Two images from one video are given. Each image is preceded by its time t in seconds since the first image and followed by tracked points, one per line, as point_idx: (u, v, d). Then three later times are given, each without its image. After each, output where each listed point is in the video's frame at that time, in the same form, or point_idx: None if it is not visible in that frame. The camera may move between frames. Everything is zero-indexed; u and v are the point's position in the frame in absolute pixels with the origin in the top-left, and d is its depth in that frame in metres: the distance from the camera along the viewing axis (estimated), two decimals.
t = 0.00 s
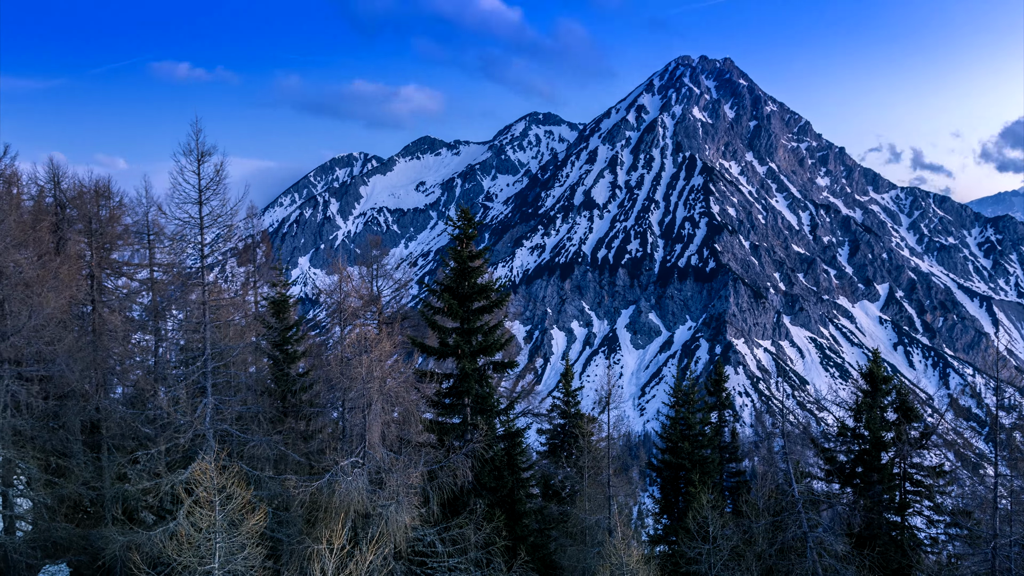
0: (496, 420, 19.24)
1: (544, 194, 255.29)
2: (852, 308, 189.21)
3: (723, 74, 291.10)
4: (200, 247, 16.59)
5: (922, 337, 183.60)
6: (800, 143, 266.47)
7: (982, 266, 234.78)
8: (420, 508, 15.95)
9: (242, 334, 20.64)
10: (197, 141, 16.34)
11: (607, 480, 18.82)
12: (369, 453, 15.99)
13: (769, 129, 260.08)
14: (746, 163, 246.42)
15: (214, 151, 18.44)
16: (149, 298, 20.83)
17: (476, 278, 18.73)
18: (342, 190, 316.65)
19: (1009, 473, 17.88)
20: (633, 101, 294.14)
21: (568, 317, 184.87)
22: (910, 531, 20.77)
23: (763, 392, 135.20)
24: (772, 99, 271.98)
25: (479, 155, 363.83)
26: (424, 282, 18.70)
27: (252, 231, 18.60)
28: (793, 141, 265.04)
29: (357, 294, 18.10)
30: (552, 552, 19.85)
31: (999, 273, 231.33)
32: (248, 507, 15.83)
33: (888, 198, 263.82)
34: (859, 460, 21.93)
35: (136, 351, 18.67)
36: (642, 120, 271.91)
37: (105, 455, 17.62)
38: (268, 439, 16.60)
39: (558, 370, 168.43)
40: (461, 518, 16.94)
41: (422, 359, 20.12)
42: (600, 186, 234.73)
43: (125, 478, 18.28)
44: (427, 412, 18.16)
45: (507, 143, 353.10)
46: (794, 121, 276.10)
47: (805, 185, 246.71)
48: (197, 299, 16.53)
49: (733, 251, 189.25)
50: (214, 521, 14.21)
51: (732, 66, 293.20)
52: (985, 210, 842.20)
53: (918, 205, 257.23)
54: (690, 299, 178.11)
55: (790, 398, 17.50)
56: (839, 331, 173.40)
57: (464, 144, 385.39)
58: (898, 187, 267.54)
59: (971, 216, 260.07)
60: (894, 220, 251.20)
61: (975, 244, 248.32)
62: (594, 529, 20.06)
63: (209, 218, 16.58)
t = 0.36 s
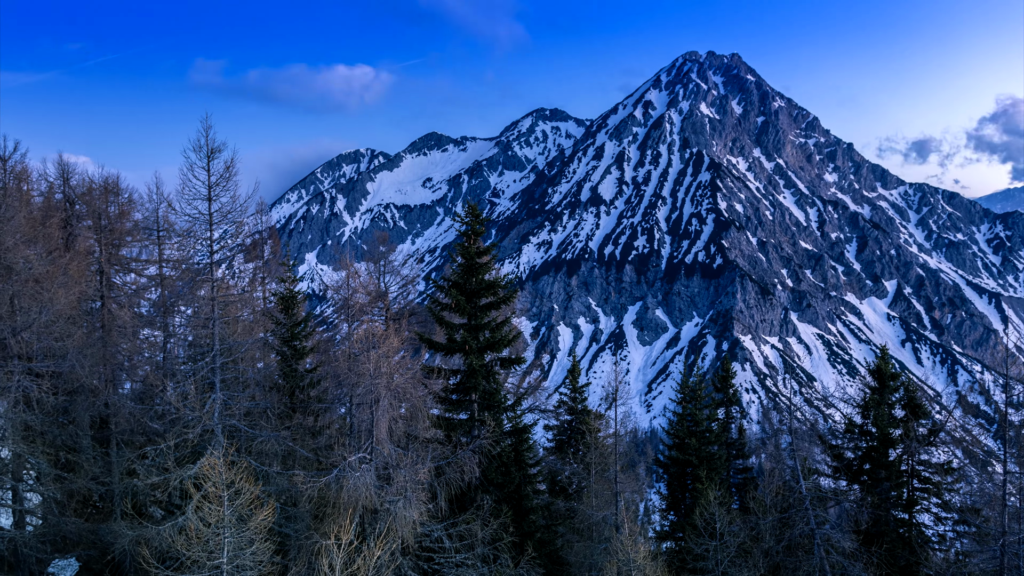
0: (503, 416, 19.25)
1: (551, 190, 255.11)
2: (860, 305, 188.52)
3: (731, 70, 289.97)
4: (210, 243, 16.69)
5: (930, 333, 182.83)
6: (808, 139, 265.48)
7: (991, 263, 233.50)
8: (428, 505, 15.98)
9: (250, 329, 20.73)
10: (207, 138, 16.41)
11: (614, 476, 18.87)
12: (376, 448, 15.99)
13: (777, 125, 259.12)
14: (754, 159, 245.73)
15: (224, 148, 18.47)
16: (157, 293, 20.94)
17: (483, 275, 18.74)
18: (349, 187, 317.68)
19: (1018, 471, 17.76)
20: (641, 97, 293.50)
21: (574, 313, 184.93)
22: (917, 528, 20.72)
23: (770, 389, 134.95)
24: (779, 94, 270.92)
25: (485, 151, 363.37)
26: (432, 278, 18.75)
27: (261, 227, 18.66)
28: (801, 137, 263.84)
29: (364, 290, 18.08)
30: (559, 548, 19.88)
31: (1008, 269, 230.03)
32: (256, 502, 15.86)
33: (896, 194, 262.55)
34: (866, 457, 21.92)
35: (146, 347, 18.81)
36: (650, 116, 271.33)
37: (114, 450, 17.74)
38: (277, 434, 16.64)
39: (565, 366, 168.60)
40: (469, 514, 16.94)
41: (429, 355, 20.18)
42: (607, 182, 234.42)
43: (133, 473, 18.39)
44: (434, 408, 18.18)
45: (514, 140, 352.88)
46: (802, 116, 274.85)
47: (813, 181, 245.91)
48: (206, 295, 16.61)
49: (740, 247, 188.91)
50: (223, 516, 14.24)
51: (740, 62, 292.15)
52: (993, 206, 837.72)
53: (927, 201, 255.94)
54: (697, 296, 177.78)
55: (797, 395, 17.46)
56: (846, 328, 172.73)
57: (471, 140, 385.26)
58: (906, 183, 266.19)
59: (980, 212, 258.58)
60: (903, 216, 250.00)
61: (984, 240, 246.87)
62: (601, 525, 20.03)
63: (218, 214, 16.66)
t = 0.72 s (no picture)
0: (511, 412, 19.28)
1: (558, 186, 254.90)
2: (868, 301, 187.81)
3: (739, 65, 288.64)
4: (219, 239, 16.76)
5: (939, 330, 182.04)
6: (817, 134, 264.29)
7: (1001, 259, 232.14)
8: (435, 500, 16.01)
9: (258, 325, 20.78)
10: (217, 133, 16.47)
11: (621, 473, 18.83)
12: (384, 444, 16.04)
13: (785, 120, 258.10)
14: (761, 155, 244.94)
15: (232, 144, 18.51)
16: (165, 289, 21.10)
17: (491, 270, 18.77)
18: (356, 183, 318.52)
19: None
20: (648, 93, 292.75)
21: (581, 309, 184.84)
22: (925, 525, 20.69)
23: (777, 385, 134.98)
24: (788, 90, 269.69)
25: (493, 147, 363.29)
26: (439, 273, 18.79)
27: (269, 223, 18.70)
28: (809, 133, 262.58)
29: (372, 286, 18.13)
30: (566, 544, 19.95)
31: (1018, 266, 228.61)
32: (265, 497, 15.96)
33: (905, 190, 261.17)
34: (874, 454, 21.90)
35: (154, 342, 18.92)
36: (657, 111, 270.69)
37: (123, 445, 17.87)
38: (284, 430, 16.68)
39: (572, 362, 168.85)
40: (477, 509, 16.98)
41: (437, 351, 20.24)
42: (614, 178, 233.98)
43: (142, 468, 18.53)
44: (441, 404, 18.22)
45: (521, 135, 352.50)
46: (810, 112, 273.60)
47: (821, 177, 244.95)
48: (214, 290, 16.67)
49: (747, 243, 188.36)
50: (231, 511, 14.31)
51: (748, 58, 290.93)
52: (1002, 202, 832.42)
53: (935, 197, 254.63)
54: (704, 292, 177.34)
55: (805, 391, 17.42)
56: (854, 324, 172.37)
57: (478, 136, 385.00)
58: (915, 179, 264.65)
59: (990, 208, 256.85)
60: (911, 212, 248.83)
61: (994, 236, 245.41)
62: (608, 521, 20.05)
63: (226, 210, 16.74)
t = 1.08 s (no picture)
0: (517, 409, 19.29)
1: (565, 183, 255.01)
2: (876, 298, 187.29)
3: (747, 61, 287.55)
4: (227, 236, 16.78)
5: (947, 327, 181.46)
6: (824, 131, 263.40)
7: (1010, 256, 230.85)
8: (442, 497, 16.03)
9: (265, 322, 20.80)
10: (224, 130, 16.46)
11: (628, 470, 18.88)
12: (392, 441, 16.04)
13: (793, 117, 257.17)
14: (769, 151, 244.26)
15: (239, 141, 18.45)
16: (172, 286, 21.28)
17: (498, 267, 18.73)
18: (363, 179, 319.22)
19: None
20: (655, 90, 292.27)
21: (588, 306, 185.01)
22: (934, 523, 20.63)
23: (785, 382, 134.96)
24: (795, 86, 268.67)
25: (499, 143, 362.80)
26: (447, 270, 18.80)
27: (277, 219, 18.68)
28: (817, 129, 261.45)
29: (378, 283, 18.10)
30: (572, 541, 19.95)
31: None
32: (272, 494, 15.95)
33: (914, 186, 260.02)
34: (883, 452, 21.88)
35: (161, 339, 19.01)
36: (665, 108, 270.29)
37: (132, 441, 17.98)
38: (292, 426, 16.72)
39: (578, 359, 169.11)
40: (483, 506, 17.02)
41: (444, 348, 20.24)
42: (621, 174, 233.75)
43: (150, 464, 18.63)
44: (449, 401, 18.17)
45: (528, 132, 352.26)
46: (818, 108, 272.42)
47: (829, 173, 244.17)
48: (222, 287, 16.68)
49: (755, 240, 188.06)
50: (239, 507, 14.32)
51: (755, 54, 289.88)
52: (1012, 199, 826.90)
53: (944, 193, 253.56)
54: (711, 289, 176.93)
55: (810, 388, 17.42)
56: (862, 321, 171.90)
57: (485, 133, 384.80)
58: (924, 175, 263.26)
59: (999, 205, 255.32)
60: (920, 208, 247.78)
61: (1003, 233, 243.94)
62: (614, 518, 20.06)
63: (234, 206, 16.71)
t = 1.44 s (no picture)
0: (525, 405, 19.27)
1: (572, 179, 254.78)
2: (884, 295, 186.63)
3: (755, 57, 286.59)
4: (235, 232, 16.77)
5: (956, 324, 180.78)
6: (833, 127, 262.03)
7: (1020, 253, 229.45)
8: (450, 493, 16.05)
9: (273, 318, 20.87)
10: (232, 125, 16.45)
11: (635, 467, 18.92)
12: (399, 437, 16.01)
13: (801, 113, 255.81)
14: (777, 147, 243.24)
15: (248, 137, 18.42)
16: (181, 282, 21.41)
17: (506, 264, 18.70)
18: (370, 176, 319.52)
19: None
20: (663, 85, 291.49)
21: (595, 303, 185.10)
22: (942, 521, 20.59)
23: (793, 379, 134.72)
24: (804, 82, 267.25)
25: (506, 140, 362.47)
26: (454, 267, 18.79)
27: (285, 216, 18.67)
28: (826, 125, 260.16)
29: (385, 279, 18.09)
30: (579, 538, 19.99)
31: None
32: (280, 489, 15.99)
33: (923, 183, 258.47)
34: (891, 449, 21.90)
35: (169, 334, 19.12)
36: (672, 104, 269.45)
37: (141, 437, 18.11)
38: (300, 422, 16.74)
39: (585, 356, 169.29)
40: (491, 502, 17.06)
41: (451, 344, 20.27)
42: (628, 171, 233.20)
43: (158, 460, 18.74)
44: (456, 397, 18.21)
45: (535, 128, 351.90)
46: (827, 104, 270.85)
47: (837, 170, 243.02)
48: (230, 284, 16.73)
49: (762, 237, 187.61)
50: (248, 502, 14.31)
51: (764, 49, 288.56)
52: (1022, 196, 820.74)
53: (954, 190, 252.22)
54: (718, 286, 176.48)
55: (818, 385, 17.37)
56: (870, 318, 171.31)
57: (492, 129, 384.60)
58: (933, 172, 261.71)
59: (1009, 202, 253.76)
60: (929, 205, 246.37)
61: (1014, 230, 242.40)
62: (621, 515, 20.06)
63: (242, 203, 16.77)
